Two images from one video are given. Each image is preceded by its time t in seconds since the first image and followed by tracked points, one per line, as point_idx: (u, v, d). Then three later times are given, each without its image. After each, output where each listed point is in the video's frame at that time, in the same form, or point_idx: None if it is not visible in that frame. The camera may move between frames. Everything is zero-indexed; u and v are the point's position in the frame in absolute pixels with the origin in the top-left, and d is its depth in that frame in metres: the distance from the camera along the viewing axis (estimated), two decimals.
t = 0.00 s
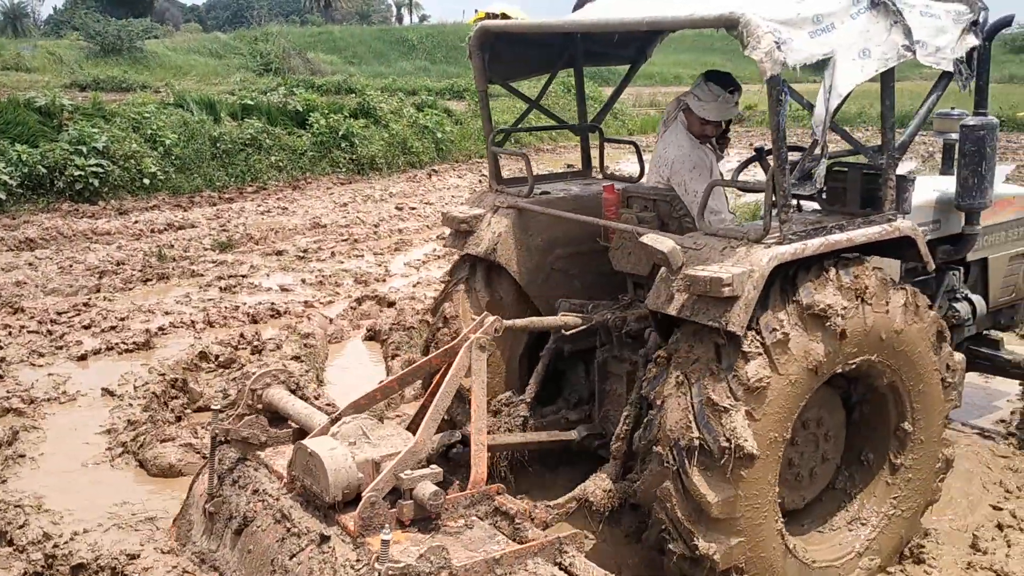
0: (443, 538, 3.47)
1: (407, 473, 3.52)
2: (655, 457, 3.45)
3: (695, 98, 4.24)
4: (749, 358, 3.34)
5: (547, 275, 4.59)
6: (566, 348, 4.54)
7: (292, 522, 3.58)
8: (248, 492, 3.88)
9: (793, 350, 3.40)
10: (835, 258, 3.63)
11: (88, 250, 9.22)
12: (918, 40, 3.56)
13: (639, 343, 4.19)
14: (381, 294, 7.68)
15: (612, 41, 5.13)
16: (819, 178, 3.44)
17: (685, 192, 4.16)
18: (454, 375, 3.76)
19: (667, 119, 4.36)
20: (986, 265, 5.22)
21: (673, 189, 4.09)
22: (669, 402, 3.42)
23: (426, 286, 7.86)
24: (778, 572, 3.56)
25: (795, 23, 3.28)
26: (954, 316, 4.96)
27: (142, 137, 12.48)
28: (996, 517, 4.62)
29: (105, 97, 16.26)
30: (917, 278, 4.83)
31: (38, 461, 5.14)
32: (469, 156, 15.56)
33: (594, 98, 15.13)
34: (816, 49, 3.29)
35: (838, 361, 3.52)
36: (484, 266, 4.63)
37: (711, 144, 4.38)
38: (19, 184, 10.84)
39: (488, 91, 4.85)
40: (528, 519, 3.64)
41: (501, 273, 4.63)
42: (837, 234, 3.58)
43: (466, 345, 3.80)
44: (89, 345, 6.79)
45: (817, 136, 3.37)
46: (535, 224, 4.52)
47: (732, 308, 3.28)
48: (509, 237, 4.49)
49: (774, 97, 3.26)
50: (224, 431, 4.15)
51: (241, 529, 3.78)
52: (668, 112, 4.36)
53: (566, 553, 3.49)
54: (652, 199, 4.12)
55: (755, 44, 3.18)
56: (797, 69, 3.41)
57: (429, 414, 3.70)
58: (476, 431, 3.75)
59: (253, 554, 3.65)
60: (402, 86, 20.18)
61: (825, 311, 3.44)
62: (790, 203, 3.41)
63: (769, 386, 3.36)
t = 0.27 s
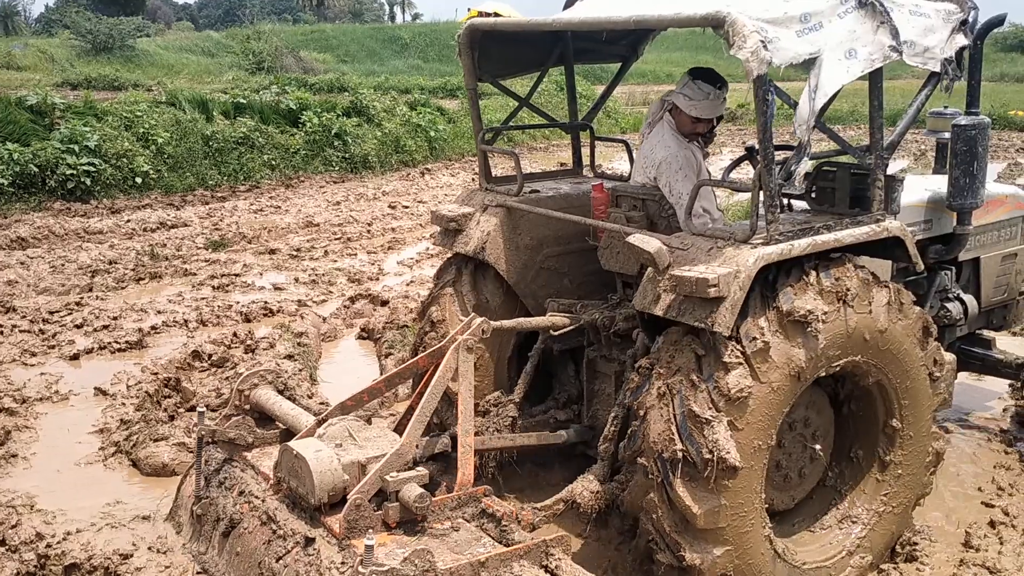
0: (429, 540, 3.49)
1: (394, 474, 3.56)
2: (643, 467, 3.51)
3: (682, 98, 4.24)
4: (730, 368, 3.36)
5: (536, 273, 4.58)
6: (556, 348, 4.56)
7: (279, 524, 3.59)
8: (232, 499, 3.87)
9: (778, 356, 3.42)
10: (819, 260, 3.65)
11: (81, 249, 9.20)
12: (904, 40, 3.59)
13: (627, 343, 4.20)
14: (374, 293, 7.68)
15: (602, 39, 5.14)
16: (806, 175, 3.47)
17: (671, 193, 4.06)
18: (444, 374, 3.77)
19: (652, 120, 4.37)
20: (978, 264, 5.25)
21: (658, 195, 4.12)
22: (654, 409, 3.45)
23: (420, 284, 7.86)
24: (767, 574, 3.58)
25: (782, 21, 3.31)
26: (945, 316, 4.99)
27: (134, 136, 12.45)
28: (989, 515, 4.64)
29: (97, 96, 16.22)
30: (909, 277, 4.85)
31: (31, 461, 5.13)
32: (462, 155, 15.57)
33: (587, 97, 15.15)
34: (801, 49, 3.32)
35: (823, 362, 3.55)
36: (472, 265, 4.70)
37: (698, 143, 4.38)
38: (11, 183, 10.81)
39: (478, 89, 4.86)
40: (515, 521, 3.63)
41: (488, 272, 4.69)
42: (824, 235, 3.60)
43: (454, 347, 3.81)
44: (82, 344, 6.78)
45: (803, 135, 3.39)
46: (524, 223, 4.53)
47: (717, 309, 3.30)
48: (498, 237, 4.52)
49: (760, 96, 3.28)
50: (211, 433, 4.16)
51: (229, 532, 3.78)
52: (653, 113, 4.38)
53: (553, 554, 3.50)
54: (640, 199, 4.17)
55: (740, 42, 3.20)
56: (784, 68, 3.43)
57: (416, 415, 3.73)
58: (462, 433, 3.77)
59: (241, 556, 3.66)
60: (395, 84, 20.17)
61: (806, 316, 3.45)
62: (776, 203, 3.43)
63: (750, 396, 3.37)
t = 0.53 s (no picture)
0: (425, 540, 3.49)
1: (390, 474, 3.56)
2: (638, 469, 3.52)
3: (682, 91, 4.26)
4: (725, 370, 3.37)
5: (531, 273, 4.58)
6: (552, 347, 4.56)
7: (274, 524, 3.58)
8: (228, 499, 3.87)
9: (773, 357, 3.42)
10: (814, 260, 3.65)
11: (77, 248, 9.19)
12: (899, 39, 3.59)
13: (623, 342, 4.20)
14: (370, 291, 7.68)
15: (597, 38, 5.13)
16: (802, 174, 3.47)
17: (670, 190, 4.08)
18: (439, 374, 3.77)
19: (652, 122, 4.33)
20: (974, 263, 5.26)
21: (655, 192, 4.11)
22: (649, 410, 3.45)
23: (416, 283, 7.86)
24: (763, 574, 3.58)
25: (777, 21, 3.31)
26: (941, 315, 5.00)
27: (130, 134, 12.43)
28: (985, 512, 4.65)
29: (93, 94, 16.19)
30: (905, 276, 4.86)
31: (27, 460, 5.12)
32: (459, 153, 15.57)
33: (583, 94, 15.15)
34: (796, 48, 3.32)
35: (819, 361, 3.55)
36: (467, 264, 4.70)
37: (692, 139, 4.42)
38: (6, 182, 10.79)
39: (473, 87, 4.85)
40: (511, 521, 3.62)
41: (484, 271, 4.68)
42: (819, 234, 3.60)
43: (449, 346, 3.81)
44: (77, 344, 6.77)
45: (798, 134, 3.40)
46: (520, 222, 4.53)
47: (712, 309, 3.31)
48: (494, 236, 4.50)
49: (755, 96, 3.28)
50: (206, 433, 4.14)
51: (225, 532, 3.78)
52: (653, 116, 4.33)
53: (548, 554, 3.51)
54: (635, 198, 4.15)
55: (735, 42, 3.20)
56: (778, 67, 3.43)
57: (411, 415, 3.72)
58: (458, 433, 3.77)
59: (237, 557, 3.66)
60: (391, 83, 20.16)
61: (800, 316, 3.45)
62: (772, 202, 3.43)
63: (745, 397, 3.38)
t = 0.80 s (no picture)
0: (425, 539, 3.49)
1: (389, 473, 3.55)
2: (637, 468, 3.52)
3: (681, 86, 4.29)
4: (724, 369, 3.37)
5: (530, 272, 4.59)
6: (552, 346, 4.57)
7: (274, 523, 3.58)
8: (227, 498, 3.87)
9: (772, 357, 3.43)
10: (813, 259, 3.65)
11: (75, 247, 9.18)
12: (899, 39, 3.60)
13: (622, 341, 4.20)
14: (369, 290, 7.68)
15: (596, 37, 5.13)
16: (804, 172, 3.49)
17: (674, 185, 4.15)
18: (438, 373, 3.77)
19: (664, 122, 4.29)
20: (973, 262, 5.26)
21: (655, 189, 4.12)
22: (649, 408, 3.46)
23: (415, 282, 7.86)
24: (762, 573, 3.58)
25: (776, 20, 3.31)
26: (940, 314, 5.00)
27: (129, 133, 12.42)
28: (983, 512, 4.66)
29: (91, 93, 16.17)
30: (903, 275, 4.86)
31: (25, 460, 5.12)
32: (457, 152, 15.56)
33: (582, 94, 15.15)
34: (796, 48, 3.32)
35: (818, 360, 3.56)
36: (466, 264, 4.71)
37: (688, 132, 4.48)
38: (4, 181, 10.78)
39: (471, 86, 4.84)
40: (510, 520, 3.62)
41: (484, 269, 4.67)
42: (818, 233, 3.61)
43: (449, 346, 3.81)
44: (76, 343, 6.76)
45: (797, 134, 3.40)
46: (519, 221, 4.53)
47: (711, 308, 3.31)
48: (495, 234, 4.50)
49: (755, 95, 3.28)
50: (205, 432, 4.14)
51: (225, 531, 3.79)
52: (665, 116, 4.29)
53: (548, 552, 3.51)
54: (634, 198, 4.13)
55: (735, 41, 3.20)
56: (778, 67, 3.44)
57: (410, 414, 3.73)
58: (457, 432, 3.77)
59: (236, 556, 3.66)
60: (389, 82, 20.15)
61: (799, 315, 3.45)
62: (771, 201, 3.43)
63: (744, 396, 3.38)
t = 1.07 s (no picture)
0: (424, 538, 3.49)
1: (388, 472, 3.55)
2: (636, 467, 3.52)
3: (677, 82, 4.30)
4: (723, 368, 3.37)
5: (530, 271, 4.59)
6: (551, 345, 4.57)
7: (273, 522, 3.59)
8: (227, 497, 3.87)
9: (771, 356, 3.43)
10: (813, 258, 3.65)
11: (74, 246, 9.18)
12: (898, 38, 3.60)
13: (621, 340, 4.20)
14: (368, 289, 7.68)
15: (596, 36, 5.13)
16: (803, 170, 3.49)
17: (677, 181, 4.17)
18: (437, 372, 3.77)
19: (666, 118, 4.28)
20: (972, 261, 5.26)
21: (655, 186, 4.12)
22: (648, 407, 3.46)
23: (414, 281, 7.85)
24: (761, 572, 3.58)
25: (776, 19, 3.31)
26: (939, 313, 5.00)
27: (128, 132, 12.41)
28: (981, 511, 4.66)
29: (90, 92, 16.16)
30: (903, 275, 4.86)
31: (24, 458, 5.12)
32: (456, 151, 15.56)
33: (582, 93, 15.15)
34: (795, 47, 3.32)
35: (817, 359, 3.56)
36: (465, 263, 4.71)
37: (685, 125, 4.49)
38: (3, 179, 10.77)
39: (471, 85, 4.84)
40: (509, 519, 3.62)
41: (482, 267, 4.68)
42: (817, 232, 3.61)
43: (448, 345, 3.80)
44: (75, 342, 6.76)
45: (797, 133, 3.40)
46: (518, 220, 4.53)
47: (711, 307, 3.31)
48: (494, 233, 4.50)
49: (754, 94, 3.28)
50: (205, 431, 4.13)
51: (224, 530, 3.79)
52: (667, 111, 4.27)
53: (547, 551, 3.51)
54: (634, 197, 4.13)
55: (734, 40, 3.20)
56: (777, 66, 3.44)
57: (410, 413, 3.73)
58: (456, 431, 3.77)
59: (236, 554, 3.66)
60: (388, 81, 20.14)
61: (798, 314, 3.45)
62: (771, 200, 3.43)
63: (743, 395, 3.38)
